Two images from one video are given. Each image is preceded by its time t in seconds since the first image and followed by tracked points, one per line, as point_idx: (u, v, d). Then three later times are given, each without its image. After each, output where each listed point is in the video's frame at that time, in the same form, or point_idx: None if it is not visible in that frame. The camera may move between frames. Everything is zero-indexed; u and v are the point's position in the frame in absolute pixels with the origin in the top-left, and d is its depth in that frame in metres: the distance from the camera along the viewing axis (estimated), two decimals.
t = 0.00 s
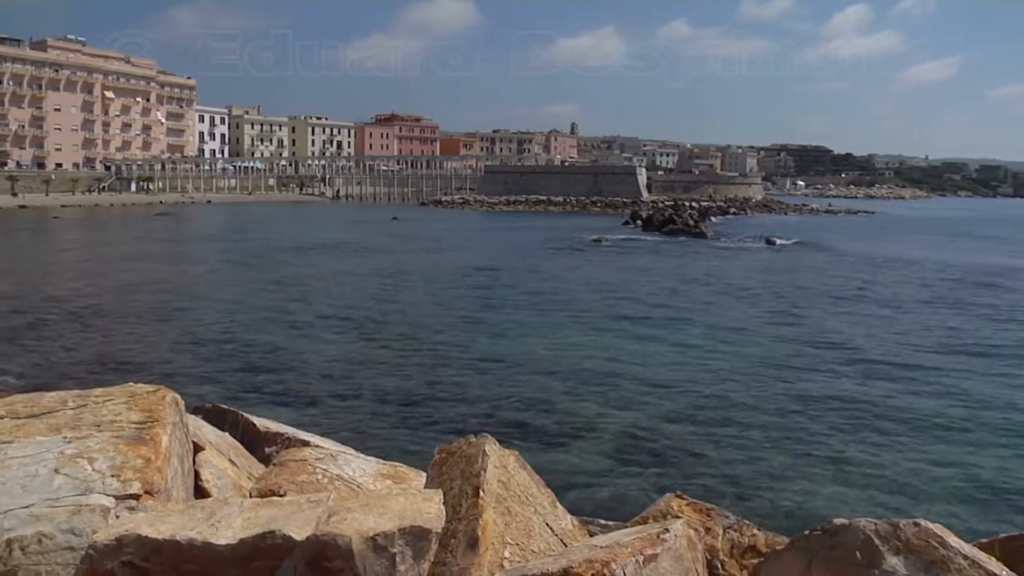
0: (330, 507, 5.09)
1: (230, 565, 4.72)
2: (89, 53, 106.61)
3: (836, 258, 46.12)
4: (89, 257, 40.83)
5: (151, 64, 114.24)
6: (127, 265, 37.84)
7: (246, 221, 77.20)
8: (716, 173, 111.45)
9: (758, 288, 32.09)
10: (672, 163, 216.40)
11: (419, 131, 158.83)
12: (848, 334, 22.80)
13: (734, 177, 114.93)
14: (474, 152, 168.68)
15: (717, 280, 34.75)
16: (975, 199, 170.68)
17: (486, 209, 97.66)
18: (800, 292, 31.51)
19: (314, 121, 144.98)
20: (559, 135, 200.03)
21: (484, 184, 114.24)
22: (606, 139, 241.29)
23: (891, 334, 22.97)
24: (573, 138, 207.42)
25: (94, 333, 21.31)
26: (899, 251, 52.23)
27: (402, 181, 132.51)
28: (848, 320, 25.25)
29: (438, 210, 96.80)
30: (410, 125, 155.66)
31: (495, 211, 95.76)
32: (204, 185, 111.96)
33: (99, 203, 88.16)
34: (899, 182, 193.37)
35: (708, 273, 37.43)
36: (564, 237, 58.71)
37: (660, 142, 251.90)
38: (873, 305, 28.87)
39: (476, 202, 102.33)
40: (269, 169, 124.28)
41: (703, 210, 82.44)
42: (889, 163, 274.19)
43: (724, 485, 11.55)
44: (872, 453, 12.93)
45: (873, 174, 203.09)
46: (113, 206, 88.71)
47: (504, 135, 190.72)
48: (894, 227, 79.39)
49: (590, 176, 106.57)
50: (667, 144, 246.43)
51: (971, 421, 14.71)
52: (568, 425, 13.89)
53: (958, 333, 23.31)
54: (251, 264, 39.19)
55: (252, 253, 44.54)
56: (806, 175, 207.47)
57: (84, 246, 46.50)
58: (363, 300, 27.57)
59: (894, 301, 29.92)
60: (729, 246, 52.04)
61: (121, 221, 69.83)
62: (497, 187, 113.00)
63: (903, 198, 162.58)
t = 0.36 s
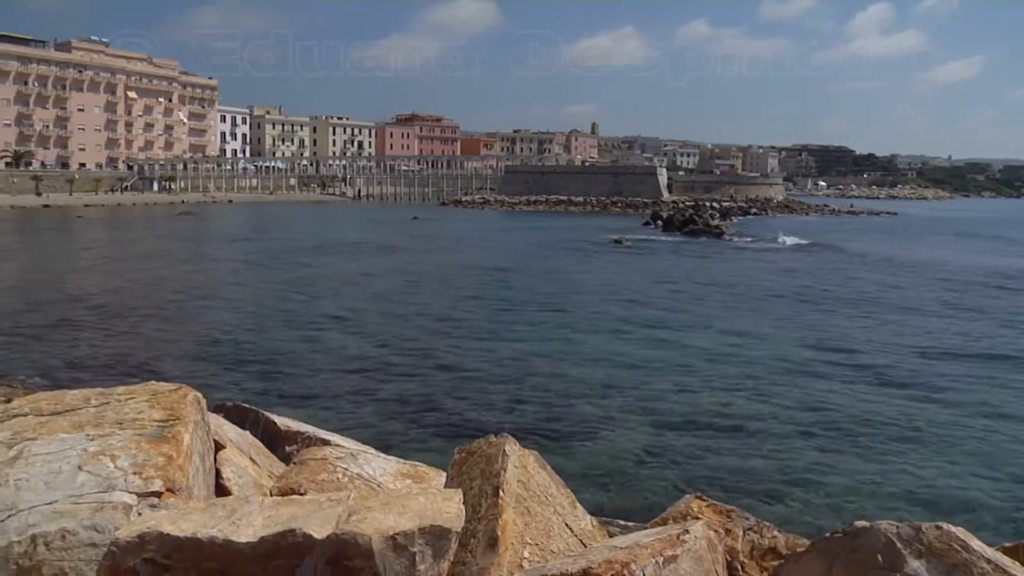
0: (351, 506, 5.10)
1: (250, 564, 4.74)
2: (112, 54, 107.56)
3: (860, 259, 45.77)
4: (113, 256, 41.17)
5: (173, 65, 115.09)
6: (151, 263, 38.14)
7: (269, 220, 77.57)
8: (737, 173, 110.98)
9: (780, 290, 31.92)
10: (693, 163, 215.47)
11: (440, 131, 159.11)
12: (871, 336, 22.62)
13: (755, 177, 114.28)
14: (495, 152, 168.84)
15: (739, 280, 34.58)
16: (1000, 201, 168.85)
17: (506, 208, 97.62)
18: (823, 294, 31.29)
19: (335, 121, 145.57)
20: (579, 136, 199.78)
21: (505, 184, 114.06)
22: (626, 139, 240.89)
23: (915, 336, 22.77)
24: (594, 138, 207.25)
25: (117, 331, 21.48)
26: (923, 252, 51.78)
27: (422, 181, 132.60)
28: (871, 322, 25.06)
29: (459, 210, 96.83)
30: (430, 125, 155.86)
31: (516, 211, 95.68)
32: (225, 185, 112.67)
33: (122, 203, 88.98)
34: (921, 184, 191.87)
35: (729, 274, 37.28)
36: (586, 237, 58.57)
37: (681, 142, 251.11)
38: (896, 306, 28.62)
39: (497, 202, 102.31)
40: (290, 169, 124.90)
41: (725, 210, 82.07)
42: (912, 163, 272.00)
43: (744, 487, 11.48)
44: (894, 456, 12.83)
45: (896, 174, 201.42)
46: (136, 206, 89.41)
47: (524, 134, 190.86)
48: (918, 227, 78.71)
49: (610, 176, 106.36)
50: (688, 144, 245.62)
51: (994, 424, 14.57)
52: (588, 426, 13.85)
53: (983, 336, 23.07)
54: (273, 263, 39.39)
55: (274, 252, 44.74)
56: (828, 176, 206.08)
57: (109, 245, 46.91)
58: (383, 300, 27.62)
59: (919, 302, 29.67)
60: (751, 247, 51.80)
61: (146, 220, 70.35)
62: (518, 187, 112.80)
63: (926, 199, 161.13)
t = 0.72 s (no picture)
0: (370, 505, 5.10)
1: (271, 562, 4.75)
2: (134, 54, 108.42)
3: (883, 260, 45.47)
4: (137, 255, 41.53)
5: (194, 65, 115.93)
6: (173, 262, 38.49)
7: (291, 219, 77.94)
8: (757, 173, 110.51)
9: (802, 290, 31.75)
10: (714, 163, 214.73)
11: (459, 131, 159.34)
12: (893, 337, 22.46)
13: (776, 177, 113.69)
14: (515, 152, 168.94)
15: (760, 281, 34.42)
16: None
17: (526, 208, 97.67)
18: (844, 294, 31.13)
19: (355, 121, 146.23)
20: (599, 135, 199.43)
21: (525, 185, 114.05)
22: (646, 139, 240.43)
23: (937, 337, 22.61)
24: (614, 138, 206.97)
25: (138, 330, 21.65)
26: (947, 253, 51.41)
27: (442, 181, 132.79)
28: (893, 323, 24.90)
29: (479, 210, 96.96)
30: (450, 125, 156.16)
31: (536, 211, 95.72)
32: (245, 185, 113.32)
33: (145, 202, 89.70)
34: (943, 184, 190.36)
35: (751, 274, 37.09)
36: (606, 237, 58.54)
37: (701, 141, 250.34)
38: (919, 308, 28.38)
39: (517, 202, 102.39)
40: (311, 169, 125.45)
41: (746, 211, 81.82)
42: (934, 163, 269.88)
43: (762, 489, 11.41)
44: (915, 458, 12.74)
45: (919, 175, 199.92)
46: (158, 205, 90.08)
47: (544, 134, 190.74)
48: (941, 228, 78.07)
49: (630, 176, 106.24)
50: (709, 144, 244.90)
51: (1016, 426, 14.42)
52: (608, 426, 13.83)
53: (1007, 338, 22.85)
54: (294, 262, 39.61)
55: (295, 252, 44.91)
56: (849, 176, 204.80)
57: (133, 244, 47.29)
58: (402, 299, 27.67)
59: (941, 303, 29.44)
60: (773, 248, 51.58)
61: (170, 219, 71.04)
62: (537, 187, 112.76)
63: (949, 199, 159.85)
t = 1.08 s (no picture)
0: (390, 505, 5.11)
1: (291, 560, 4.77)
2: (156, 55, 109.25)
3: (905, 261, 45.14)
4: (160, 253, 41.81)
5: (215, 66, 116.71)
6: (195, 261, 38.80)
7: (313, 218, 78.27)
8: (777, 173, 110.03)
9: (822, 291, 31.60)
10: (734, 163, 213.87)
11: (479, 130, 159.49)
12: (916, 339, 22.28)
13: (797, 177, 113.08)
14: (534, 152, 168.92)
15: (782, 282, 34.26)
16: None
17: (546, 208, 97.68)
18: (867, 296, 30.93)
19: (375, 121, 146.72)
20: (619, 135, 199.20)
21: (544, 185, 114.03)
22: (666, 138, 240.09)
23: (960, 339, 22.40)
24: (633, 138, 206.68)
25: (159, 328, 21.79)
26: (971, 255, 50.97)
27: (461, 181, 132.91)
28: (915, 324, 24.71)
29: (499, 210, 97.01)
30: (469, 125, 156.40)
31: (555, 211, 95.70)
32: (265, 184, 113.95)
33: (167, 202, 90.26)
34: (965, 185, 188.86)
35: (771, 274, 36.92)
36: (626, 237, 58.46)
37: (721, 142, 249.48)
38: (942, 309, 28.15)
39: (536, 202, 102.39)
40: (330, 169, 125.90)
41: (766, 211, 81.42)
42: (956, 163, 267.63)
43: (782, 491, 11.35)
44: (937, 461, 12.62)
45: (941, 176, 198.37)
46: (179, 204, 90.70)
47: (563, 134, 190.68)
48: (965, 229, 77.39)
49: (650, 176, 106.03)
50: (729, 144, 244.03)
51: None
52: (628, 427, 13.79)
53: None
54: (314, 262, 39.81)
55: (317, 251, 45.11)
56: (870, 177, 203.52)
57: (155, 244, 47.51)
58: (420, 299, 27.70)
59: (965, 305, 29.17)
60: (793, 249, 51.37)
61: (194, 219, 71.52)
62: (557, 187, 112.74)
63: (972, 200, 158.47)
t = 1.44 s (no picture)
0: (408, 504, 5.11)
1: (309, 559, 4.78)
2: (176, 56, 109.99)
3: (927, 262, 44.86)
4: (181, 253, 42.11)
5: (234, 66, 117.35)
6: (216, 260, 39.07)
7: (334, 218, 78.69)
8: (796, 173, 109.62)
9: (842, 292, 31.42)
10: (753, 163, 213.26)
11: (498, 130, 159.70)
12: (937, 340, 22.10)
13: (816, 177, 112.58)
14: (552, 152, 169.01)
15: (801, 283, 34.13)
16: None
17: (564, 208, 97.73)
18: (887, 296, 30.77)
19: (393, 121, 147.17)
20: (637, 136, 199.14)
21: (562, 184, 114.12)
22: (685, 139, 239.76)
23: (982, 341, 22.24)
24: (652, 138, 206.50)
25: (179, 327, 21.95)
26: (994, 256, 50.59)
27: (479, 180, 133.01)
28: (936, 325, 24.54)
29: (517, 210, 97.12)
30: (487, 125, 156.62)
31: (573, 210, 95.75)
32: (284, 184, 114.57)
33: (186, 201, 90.90)
34: (987, 185, 187.52)
35: (790, 275, 36.77)
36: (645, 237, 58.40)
37: (740, 141, 248.74)
38: (964, 310, 27.93)
39: (554, 202, 102.45)
40: (349, 169, 126.32)
41: (787, 211, 81.07)
42: (976, 163, 265.53)
43: (800, 493, 11.29)
44: (958, 464, 12.51)
45: (962, 176, 196.90)
46: (199, 204, 91.31)
47: (582, 134, 190.75)
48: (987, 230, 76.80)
49: (668, 176, 105.87)
50: (748, 144, 243.19)
51: None
52: (645, 427, 13.77)
53: None
54: (333, 261, 39.98)
55: (338, 251, 45.33)
56: (890, 176, 202.33)
57: (178, 243, 47.93)
58: (438, 299, 27.75)
59: (987, 306, 28.94)
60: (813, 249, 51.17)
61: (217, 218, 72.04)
62: (575, 187, 112.82)
63: (993, 200, 157.25)
